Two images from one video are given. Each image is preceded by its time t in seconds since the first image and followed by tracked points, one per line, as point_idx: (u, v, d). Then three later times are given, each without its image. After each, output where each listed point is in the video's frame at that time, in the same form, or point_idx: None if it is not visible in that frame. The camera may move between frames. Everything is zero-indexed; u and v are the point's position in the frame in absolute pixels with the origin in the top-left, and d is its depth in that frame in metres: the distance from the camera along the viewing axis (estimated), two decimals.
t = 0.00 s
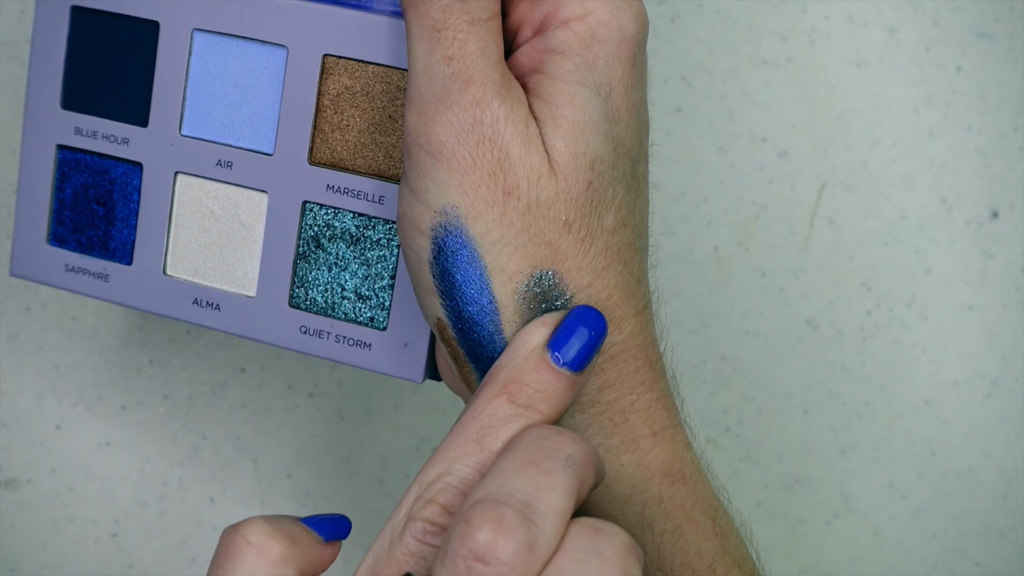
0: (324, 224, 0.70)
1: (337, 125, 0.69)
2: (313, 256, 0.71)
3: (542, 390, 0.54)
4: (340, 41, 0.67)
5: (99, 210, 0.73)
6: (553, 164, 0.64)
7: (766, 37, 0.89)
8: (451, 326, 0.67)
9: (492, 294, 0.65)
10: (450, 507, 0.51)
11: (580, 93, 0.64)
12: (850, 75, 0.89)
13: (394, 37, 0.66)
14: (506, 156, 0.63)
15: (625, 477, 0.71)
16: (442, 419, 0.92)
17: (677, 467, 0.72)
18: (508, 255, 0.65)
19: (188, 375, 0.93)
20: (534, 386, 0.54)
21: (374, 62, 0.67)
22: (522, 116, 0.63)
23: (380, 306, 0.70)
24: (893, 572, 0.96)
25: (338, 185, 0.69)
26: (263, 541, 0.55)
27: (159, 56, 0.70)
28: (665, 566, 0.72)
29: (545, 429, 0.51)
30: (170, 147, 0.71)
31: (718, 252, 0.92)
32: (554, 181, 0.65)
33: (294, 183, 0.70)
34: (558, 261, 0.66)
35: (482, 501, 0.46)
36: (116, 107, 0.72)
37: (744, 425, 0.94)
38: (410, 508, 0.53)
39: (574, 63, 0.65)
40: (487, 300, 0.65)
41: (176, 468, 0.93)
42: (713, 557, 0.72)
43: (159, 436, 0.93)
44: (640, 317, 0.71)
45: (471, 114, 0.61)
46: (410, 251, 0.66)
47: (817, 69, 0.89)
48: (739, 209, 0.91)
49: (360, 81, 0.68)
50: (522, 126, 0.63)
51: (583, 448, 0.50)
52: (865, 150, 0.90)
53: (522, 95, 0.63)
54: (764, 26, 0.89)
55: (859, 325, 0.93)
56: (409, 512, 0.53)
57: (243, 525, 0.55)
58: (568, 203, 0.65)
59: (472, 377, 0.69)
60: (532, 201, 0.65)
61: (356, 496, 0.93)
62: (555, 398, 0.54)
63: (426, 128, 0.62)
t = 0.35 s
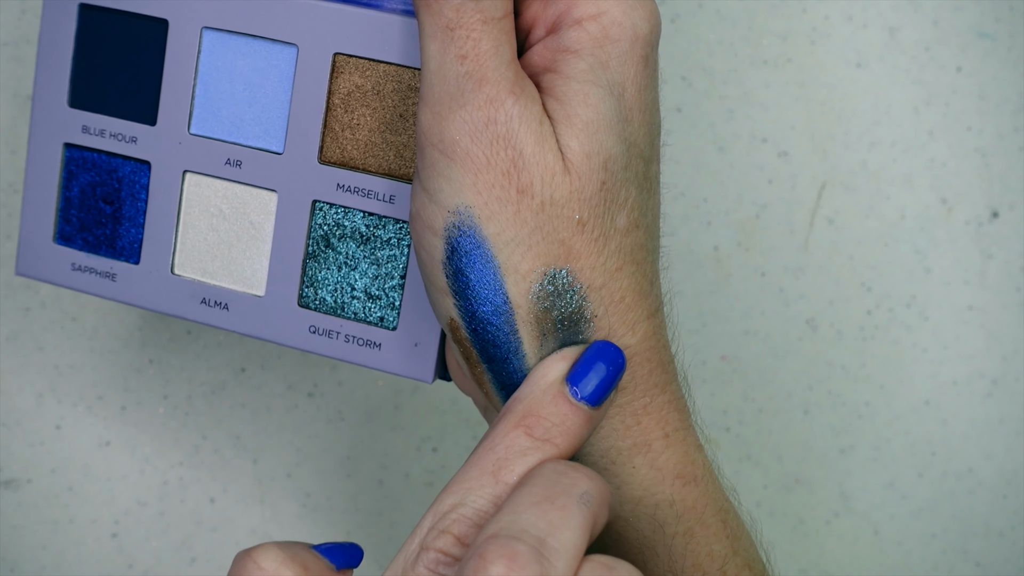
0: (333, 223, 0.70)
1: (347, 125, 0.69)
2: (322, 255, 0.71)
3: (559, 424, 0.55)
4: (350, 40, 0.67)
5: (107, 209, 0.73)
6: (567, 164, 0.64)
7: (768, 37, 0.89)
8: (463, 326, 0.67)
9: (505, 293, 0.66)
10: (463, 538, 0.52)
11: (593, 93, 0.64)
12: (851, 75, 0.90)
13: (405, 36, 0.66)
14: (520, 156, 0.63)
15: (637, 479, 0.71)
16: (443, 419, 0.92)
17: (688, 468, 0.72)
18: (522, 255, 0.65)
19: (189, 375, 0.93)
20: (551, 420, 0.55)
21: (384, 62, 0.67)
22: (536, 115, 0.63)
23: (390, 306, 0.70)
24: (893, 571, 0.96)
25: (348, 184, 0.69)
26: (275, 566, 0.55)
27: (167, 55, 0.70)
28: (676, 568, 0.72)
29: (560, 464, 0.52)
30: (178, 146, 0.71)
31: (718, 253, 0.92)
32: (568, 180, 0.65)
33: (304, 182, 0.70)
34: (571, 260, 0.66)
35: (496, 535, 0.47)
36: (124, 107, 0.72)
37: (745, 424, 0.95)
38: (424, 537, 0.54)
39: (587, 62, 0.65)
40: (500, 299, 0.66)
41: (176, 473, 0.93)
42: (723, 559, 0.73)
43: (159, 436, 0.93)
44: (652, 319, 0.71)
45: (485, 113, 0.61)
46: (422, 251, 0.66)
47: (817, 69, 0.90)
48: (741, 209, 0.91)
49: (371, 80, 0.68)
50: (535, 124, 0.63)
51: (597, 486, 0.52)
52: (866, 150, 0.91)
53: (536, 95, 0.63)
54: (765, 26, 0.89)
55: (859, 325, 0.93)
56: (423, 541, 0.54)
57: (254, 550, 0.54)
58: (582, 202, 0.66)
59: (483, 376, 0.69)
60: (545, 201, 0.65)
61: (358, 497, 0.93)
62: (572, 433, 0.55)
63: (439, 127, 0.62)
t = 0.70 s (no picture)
0: (328, 225, 0.70)
1: (341, 127, 0.69)
2: (318, 256, 0.71)
3: (562, 457, 0.55)
4: (343, 42, 0.67)
5: (102, 212, 0.73)
6: (560, 163, 0.64)
7: (767, 36, 0.89)
8: (457, 327, 0.67)
9: (499, 293, 0.65)
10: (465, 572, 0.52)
11: (586, 92, 0.64)
12: (851, 74, 0.89)
13: (398, 37, 0.66)
14: (513, 156, 0.63)
15: (634, 481, 0.71)
16: (442, 419, 0.92)
17: (684, 471, 0.72)
18: (515, 254, 0.65)
19: (188, 375, 0.93)
20: (554, 453, 0.55)
21: (377, 63, 0.67)
22: (529, 114, 0.63)
23: (385, 308, 0.70)
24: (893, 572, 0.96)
25: (342, 187, 0.69)
26: None
27: (160, 57, 0.70)
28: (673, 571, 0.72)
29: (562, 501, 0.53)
30: (172, 149, 0.71)
31: (718, 253, 0.92)
32: (561, 179, 0.65)
33: (298, 184, 0.70)
34: (565, 260, 0.66)
35: None
36: (118, 109, 0.72)
37: (745, 424, 0.94)
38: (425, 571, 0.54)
39: (580, 62, 0.65)
40: (494, 299, 0.65)
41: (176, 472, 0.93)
42: (720, 560, 0.73)
43: (159, 436, 0.93)
44: (647, 320, 0.71)
45: (477, 113, 0.61)
46: (416, 252, 0.65)
47: (817, 69, 0.89)
48: (740, 209, 0.91)
49: (364, 82, 0.68)
50: (528, 124, 0.63)
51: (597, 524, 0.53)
52: (866, 149, 0.90)
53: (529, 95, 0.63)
54: (764, 25, 0.89)
55: (859, 325, 0.93)
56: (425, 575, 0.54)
57: None
58: (576, 200, 0.65)
59: (478, 376, 0.69)
60: (539, 200, 0.65)
61: (357, 497, 0.93)
62: (575, 467, 0.55)
63: (431, 128, 0.62)
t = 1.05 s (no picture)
0: (320, 231, 0.70)
1: (332, 132, 0.69)
2: (310, 263, 0.71)
3: (526, 344, 0.52)
4: (332, 47, 0.67)
5: (93, 222, 0.73)
6: (551, 161, 0.64)
7: (766, 36, 0.89)
8: (451, 329, 0.66)
9: (492, 293, 0.65)
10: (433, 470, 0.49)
11: (576, 92, 0.64)
12: (851, 75, 0.89)
13: (386, 43, 0.66)
14: (502, 153, 0.63)
15: (630, 477, 0.71)
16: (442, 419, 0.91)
17: (680, 468, 0.72)
18: (508, 250, 0.65)
19: (187, 375, 0.93)
20: (518, 341, 0.52)
21: (366, 69, 0.67)
22: (518, 115, 0.63)
23: (377, 314, 0.70)
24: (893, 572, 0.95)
25: (333, 193, 0.69)
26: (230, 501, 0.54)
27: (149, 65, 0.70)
28: (669, 569, 0.72)
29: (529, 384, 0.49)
30: (162, 157, 0.71)
31: (718, 253, 0.92)
32: (553, 178, 0.64)
33: (290, 191, 0.70)
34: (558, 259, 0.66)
35: (463, 462, 0.44)
36: (108, 118, 0.72)
37: (744, 425, 0.94)
38: (395, 472, 0.51)
39: (569, 63, 0.65)
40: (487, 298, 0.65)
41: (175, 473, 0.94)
42: (716, 560, 0.72)
43: (158, 436, 0.94)
44: (641, 313, 0.71)
45: (466, 114, 0.61)
46: (408, 254, 0.65)
47: (816, 69, 0.89)
48: (740, 209, 0.91)
49: (353, 87, 0.68)
50: (518, 124, 0.63)
51: (567, 406, 0.48)
52: (866, 150, 0.90)
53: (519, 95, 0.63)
54: (763, 26, 0.89)
55: (859, 325, 0.92)
56: (393, 476, 0.51)
57: (210, 488, 0.54)
58: (568, 198, 0.65)
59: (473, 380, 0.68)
60: (530, 199, 0.64)
61: (356, 496, 0.93)
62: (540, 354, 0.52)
63: (420, 130, 0.62)
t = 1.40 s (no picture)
0: (324, 230, 0.71)
1: (335, 132, 0.69)
2: (313, 262, 0.71)
3: (533, 327, 0.54)
4: (336, 47, 0.67)
5: (99, 221, 0.74)
6: (554, 162, 0.64)
7: (767, 36, 0.89)
8: (454, 329, 0.66)
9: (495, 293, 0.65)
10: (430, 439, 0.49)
11: (578, 93, 0.64)
12: (850, 75, 0.89)
13: (391, 43, 0.66)
14: (506, 154, 0.63)
15: (630, 478, 0.71)
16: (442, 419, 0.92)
17: (681, 468, 0.72)
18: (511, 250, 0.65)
19: (188, 375, 0.93)
20: (524, 325, 0.54)
21: (370, 68, 0.67)
22: (521, 116, 0.63)
23: (381, 313, 0.71)
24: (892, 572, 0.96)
25: (337, 192, 0.70)
26: (229, 466, 0.54)
27: (154, 66, 0.70)
28: (670, 568, 0.72)
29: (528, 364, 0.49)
30: (168, 157, 0.72)
31: (718, 253, 0.92)
32: (556, 179, 0.65)
33: (294, 190, 0.70)
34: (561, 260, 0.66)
35: (455, 423, 0.45)
36: (114, 118, 0.72)
37: (744, 425, 0.94)
38: (393, 444, 0.52)
39: (571, 63, 0.65)
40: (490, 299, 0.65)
41: (175, 472, 0.94)
42: (717, 558, 0.72)
43: (158, 436, 0.94)
44: (643, 314, 0.71)
45: (470, 115, 0.61)
46: (412, 255, 0.66)
47: (816, 69, 0.89)
48: (740, 209, 0.91)
49: (357, 87, 0.68)
50: (521, 125, 0.63)
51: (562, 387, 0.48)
52: (865, 150, 0.90)
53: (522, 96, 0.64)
54: (763, 26, 0.89)
55: (858, 325, 0.93)
56: (391, 447, 0.51)
57: (211, 450, 0.54)
58: (571, 201, 0.66)
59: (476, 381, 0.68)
60: (534, 202, 0.65)
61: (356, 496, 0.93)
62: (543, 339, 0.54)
63: (425, 131, 0.62)
